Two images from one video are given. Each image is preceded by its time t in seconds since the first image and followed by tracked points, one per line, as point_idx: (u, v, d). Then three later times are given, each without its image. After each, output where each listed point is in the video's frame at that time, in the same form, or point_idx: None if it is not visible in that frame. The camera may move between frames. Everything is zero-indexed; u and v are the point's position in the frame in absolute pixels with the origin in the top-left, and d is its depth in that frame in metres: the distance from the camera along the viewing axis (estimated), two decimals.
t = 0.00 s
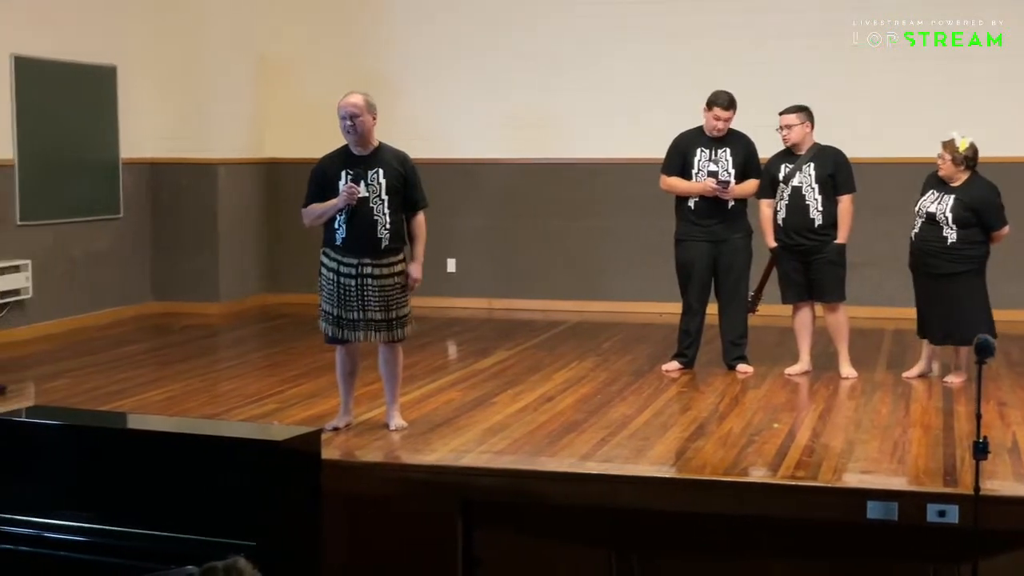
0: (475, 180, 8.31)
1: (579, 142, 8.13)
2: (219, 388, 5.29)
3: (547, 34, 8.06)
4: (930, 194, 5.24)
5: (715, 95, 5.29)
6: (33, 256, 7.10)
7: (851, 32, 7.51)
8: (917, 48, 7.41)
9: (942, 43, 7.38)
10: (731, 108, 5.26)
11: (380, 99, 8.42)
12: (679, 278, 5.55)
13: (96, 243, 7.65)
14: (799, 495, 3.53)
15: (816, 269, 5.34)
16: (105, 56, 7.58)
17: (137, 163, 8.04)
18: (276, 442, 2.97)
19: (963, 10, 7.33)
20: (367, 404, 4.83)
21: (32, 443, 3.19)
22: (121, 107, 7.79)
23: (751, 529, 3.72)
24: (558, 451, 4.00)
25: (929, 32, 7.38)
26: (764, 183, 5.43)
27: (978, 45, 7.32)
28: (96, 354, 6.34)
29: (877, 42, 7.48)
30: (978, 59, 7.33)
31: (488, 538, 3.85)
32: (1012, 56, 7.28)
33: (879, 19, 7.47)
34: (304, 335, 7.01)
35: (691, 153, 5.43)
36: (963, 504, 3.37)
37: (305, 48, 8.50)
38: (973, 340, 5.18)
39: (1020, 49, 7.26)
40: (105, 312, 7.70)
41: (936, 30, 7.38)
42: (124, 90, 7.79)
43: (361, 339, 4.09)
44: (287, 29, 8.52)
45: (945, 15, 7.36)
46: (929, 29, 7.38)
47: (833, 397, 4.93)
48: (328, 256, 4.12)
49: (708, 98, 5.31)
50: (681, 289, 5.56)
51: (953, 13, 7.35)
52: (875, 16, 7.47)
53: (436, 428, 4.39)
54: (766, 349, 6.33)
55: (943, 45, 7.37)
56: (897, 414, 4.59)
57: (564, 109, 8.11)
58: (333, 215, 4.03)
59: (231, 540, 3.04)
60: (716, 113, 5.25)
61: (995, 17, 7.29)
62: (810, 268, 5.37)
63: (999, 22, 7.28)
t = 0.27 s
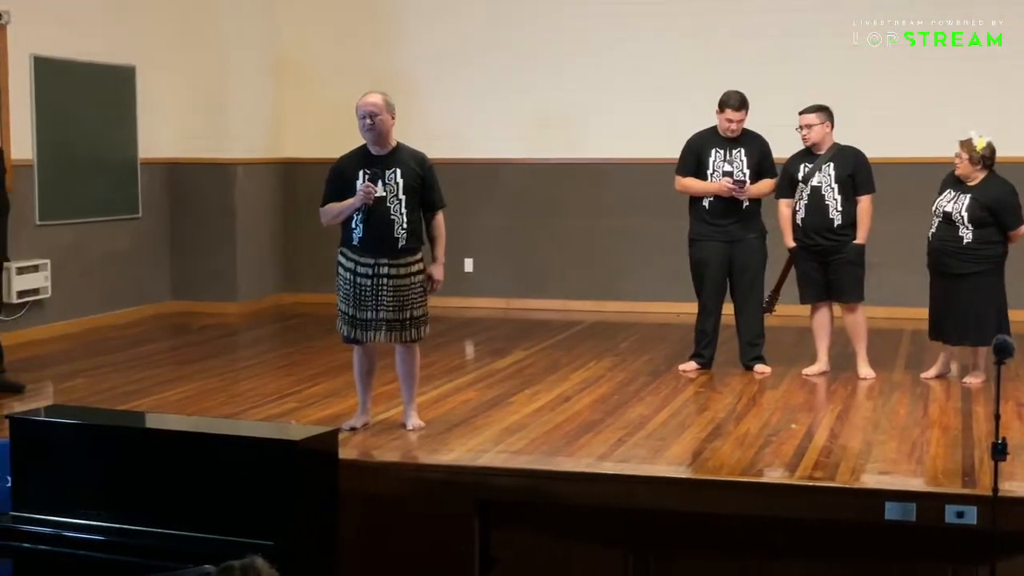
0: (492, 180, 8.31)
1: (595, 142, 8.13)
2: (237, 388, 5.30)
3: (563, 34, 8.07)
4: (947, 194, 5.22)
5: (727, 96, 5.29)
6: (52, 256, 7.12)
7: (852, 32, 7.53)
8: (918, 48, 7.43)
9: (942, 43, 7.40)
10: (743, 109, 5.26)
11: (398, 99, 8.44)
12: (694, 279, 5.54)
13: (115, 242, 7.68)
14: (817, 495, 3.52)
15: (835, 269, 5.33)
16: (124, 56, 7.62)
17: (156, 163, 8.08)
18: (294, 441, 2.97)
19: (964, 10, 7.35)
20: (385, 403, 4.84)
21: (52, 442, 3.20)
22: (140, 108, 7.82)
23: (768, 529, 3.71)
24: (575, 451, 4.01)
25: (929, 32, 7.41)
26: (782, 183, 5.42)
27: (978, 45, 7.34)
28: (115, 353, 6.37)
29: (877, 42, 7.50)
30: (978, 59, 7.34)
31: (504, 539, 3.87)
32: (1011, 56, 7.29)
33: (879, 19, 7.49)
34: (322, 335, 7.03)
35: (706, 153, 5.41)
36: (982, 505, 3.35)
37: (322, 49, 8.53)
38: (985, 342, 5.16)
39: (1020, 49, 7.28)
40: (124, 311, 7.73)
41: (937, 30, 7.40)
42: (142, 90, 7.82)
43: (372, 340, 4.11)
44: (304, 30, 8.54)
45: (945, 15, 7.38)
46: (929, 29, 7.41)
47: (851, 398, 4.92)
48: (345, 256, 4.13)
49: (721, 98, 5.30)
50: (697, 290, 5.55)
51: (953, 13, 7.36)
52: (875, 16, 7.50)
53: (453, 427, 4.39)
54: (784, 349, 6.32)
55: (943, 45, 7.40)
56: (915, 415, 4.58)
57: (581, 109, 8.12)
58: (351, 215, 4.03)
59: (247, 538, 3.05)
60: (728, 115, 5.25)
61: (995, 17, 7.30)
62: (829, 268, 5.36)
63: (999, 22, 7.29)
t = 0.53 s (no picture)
0: (499, 180, 8.31)
1: (602, 142, 8.12)
2: (243, 387, 5.31)
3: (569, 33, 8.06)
4: (954, 194, 5.22)
5: (725, 96, 5.28)
6: (59, 256, 7.13)
7: (851, 32, 7.53)
8: (918, 48, 7.43)
9: (942, 43, 7.40)
10: (740, 110, 5.25)
11: (405, 99, 8.43)
12: (698, 279, 5.54)
13: (122, 242, 7.69)
14: (823, 495, 3.51)
15: (841, 269, 5.32)
16: (130, 57, 7.63)
17: (163, 163, 8.09)
18: (300, 441, 2.98)
19: (964, 10, 7.34)
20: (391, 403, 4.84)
21: (59, 442, 3.20)
22: (147, 108, 7.83)
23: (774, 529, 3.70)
24: (582, 451, 4.01)
25: (929, 32, 7.40)
26: (790, 183, 5.42)
27: (978, 45, 7.33)
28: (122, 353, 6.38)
29: (878, 43, 7.49)
30: (978, 59, 7.34)
31: (510, 539, 3.86)
32: (1010, 57, 7.28)
33: (879, 20, 7.49)
34: (329, 335, 7.03)
35: (703, 156, 5.41)
36: (988, 506, 3.35)
37: (329, 49, 8.53)
38: (980, 343, 5.16)
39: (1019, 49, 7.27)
40: (131, 311, 7.73)
41: (937, 30, 7.39)
42: (149, 90, 7.83)
43: (383, 339, 4.10)
44: (311, 29, 8.54)
45: (945, 15, 7.37)
46: (929, 29, 7.40)
47: (858, 398, 4.92)
48: (351, 256, 4.13)
49: (717, 99, 5.29)
50: (700, 290, 5.56)
51: (953, 13, 7.35)
52: (874, 17, 7.49)
53: (460, 427, 4.39)
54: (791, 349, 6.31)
55: (943, 45, 7.39)
56: (922, 415, 4.57)
57: (588, 109, 8.11)
58: (357, 215, 4.03)
59: (253, 538, 3.05)
60: (726, 115, 5.24)
61: (995, 17, 7.29)
62: (836, 269, 5.36)
63: (999, 22, 7.29)
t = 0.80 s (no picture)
0: (506, 180, 8.31)
1: (607, 143, 8.12)
2: (248, 387, 5.31)
3: (575, 34, 8.06)
4: (958, 194, 5.22)
5: (720, 96, 5.27)
6: (64, 256, 7.14)
7: (852, 32, 7.53)
8: (917, 48, 7.42)
9: (942, 43, 7.39)
10: (736, 110, 5.25)
11: (410, 99, 8.43)
12: (700, 279, 5.55)
13: (127, 243, 7.70)
14: (828, 495, 3.51)
15: (848, 269, 5.32)
16: (136, 56, 7.64)
17: (169, 163, 8.10)
18: (305, 441, 2.99)
19: (964, 10, 7.34)
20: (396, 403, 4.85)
21: (64, 441, 3.21)
22: (152, 108, 7.84)
23: (779, 529, 3.70)
24: (586, 451, 4.01)
25: (929, 32, 7.40)
26: (794, 183, 5.42)
27: (978, 45, 7.33)
28: (127, 352, 6.39)
29: (877, 43, 7.49)
30: (978, 59, 7.33)
31: (515, 539, 3.85)
32: (1011, 56, 7.29)
33: (879, 19, 7.48)
34: (333, 335, 7.04)
35: (701, 157, 5.41)
36: (993, 506, 3.34)
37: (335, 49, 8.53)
38: (984, 343, 5.15)
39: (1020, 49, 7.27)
40: (135, 311, 7.74)
41: (937, 30, 7.39)
42: (154, 90, 7.84)
43: (393, 338, 4.11)
44: (316, 30, 8.55)
45: (946, 15, 7.37)
46: (929, 29, 7.40)
47: (863, 398, 4.91)
48: (358, 256, 4.13)
49: (713, 100, 5.29)
50: (703, 290, 5.56)
51: (953, 13, 7.35)
52: (875, 17, 7.49)
53: (464, 427, 4.40)
54: (795, 349, 6.31)
55: (943, 45, 7.39)
56: (927, 415, 4.57)
57: (594, 109, 8.11)
58: (361, 216, 4.03)
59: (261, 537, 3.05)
60: (723, 116, 5.24)
61: (995, 17, 7.29)
62: (841, 269, 5.35)
63: (999, 22, 7.29)
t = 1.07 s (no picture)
0: (517, 180, 8.31)
1: (615, 143, 8.11)
2: (258, 387, 5.30)
3: (582, 35, 8.06)
4: (970, 193, 5.20)
5: (726, 98, 5.27)
6: (75, 256, 7.15)
7: (851, 32, 7.52)
8: (917, 48, 7.41)
9: (942, 43, 7.38)
10: (742, 112, 5.25)
11: (419, 100, 8.43)
12: (711, 279, 5.55)
13: (138, 243, 7.71)
14: (839, 495, 3.50)
15: (861, 270, 5.31)
16: (147, 57, 7.66)
17: (180, 164, 8.11)
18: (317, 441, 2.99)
19: (963, 10, 7.32)
20: (406, 403, 4.85)
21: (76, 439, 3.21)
22: (162, 108, 7.85)
23: (790, 529, 3.69)
24: (597, 451, 4.01)
25: (929, 32, 7.39)
26: (807, 182, 5.41)
27: (978, 45, 7.31)
28: (138, 352, 6.40)
29: (877, 43, 7.48)
30: (979, 59, 7.32)
31: (525, 539, 3.85)
32: (1012, 56, 7.26)
33: (879, 19, 7.47)
34: (343, 335, 7.05)
35: (709, 159, 5.40)
36: (1005, 507, 3.34)
37: (345, 49, 8.54)
38: (1007, 341, 5.12)
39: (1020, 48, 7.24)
40: (146, 311, 7.74)
41: (937, 30, 7.37)
42: (164, 91, 7.85)
43: (400, 339, 4.11)
44: (325, 30, 8.55)
45: (947, 15, 7.35)
46: (929, 29, 7.38)
47: (874, 398, 4.91)
48: (368, 256, 4.14)
49: (719, 102, 5.28)
50: (713, 290, 5.56)
51: (953, 13, 7.34)
52: (875, 16, 7.48)
53: (475, 427, 4.40)
54: (806, 350, 6.30)
55: (943, 45, 7.38)
56: (938, 415, 4.56)
57: (603, 109, 8.09)
58: (372, 216, 4.05)
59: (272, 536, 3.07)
60: (728, 119, 5.24)
61: (995, 17, 7.27)
62: (854, 269, 5.34)
63: (999, 22, 7.27)
